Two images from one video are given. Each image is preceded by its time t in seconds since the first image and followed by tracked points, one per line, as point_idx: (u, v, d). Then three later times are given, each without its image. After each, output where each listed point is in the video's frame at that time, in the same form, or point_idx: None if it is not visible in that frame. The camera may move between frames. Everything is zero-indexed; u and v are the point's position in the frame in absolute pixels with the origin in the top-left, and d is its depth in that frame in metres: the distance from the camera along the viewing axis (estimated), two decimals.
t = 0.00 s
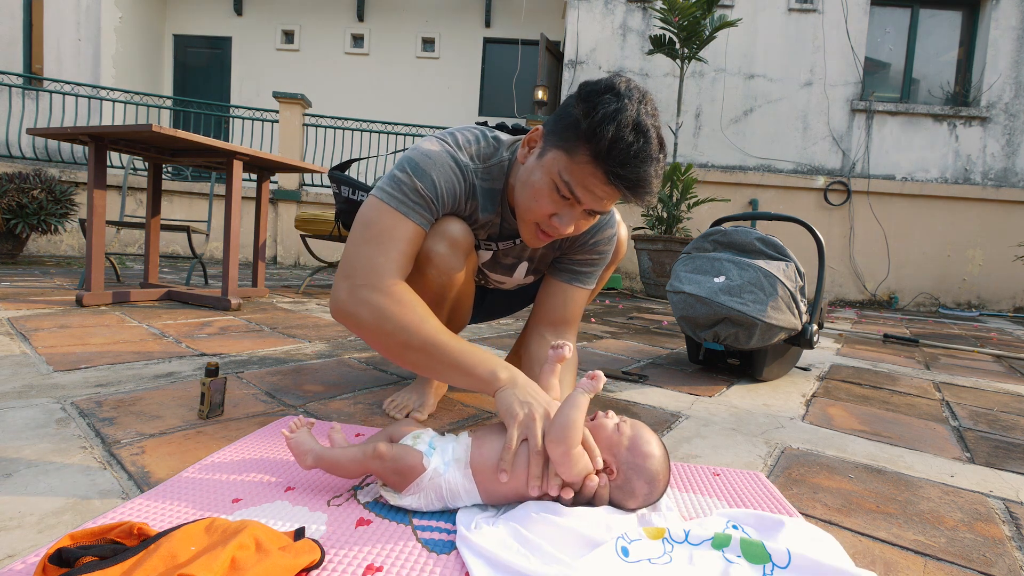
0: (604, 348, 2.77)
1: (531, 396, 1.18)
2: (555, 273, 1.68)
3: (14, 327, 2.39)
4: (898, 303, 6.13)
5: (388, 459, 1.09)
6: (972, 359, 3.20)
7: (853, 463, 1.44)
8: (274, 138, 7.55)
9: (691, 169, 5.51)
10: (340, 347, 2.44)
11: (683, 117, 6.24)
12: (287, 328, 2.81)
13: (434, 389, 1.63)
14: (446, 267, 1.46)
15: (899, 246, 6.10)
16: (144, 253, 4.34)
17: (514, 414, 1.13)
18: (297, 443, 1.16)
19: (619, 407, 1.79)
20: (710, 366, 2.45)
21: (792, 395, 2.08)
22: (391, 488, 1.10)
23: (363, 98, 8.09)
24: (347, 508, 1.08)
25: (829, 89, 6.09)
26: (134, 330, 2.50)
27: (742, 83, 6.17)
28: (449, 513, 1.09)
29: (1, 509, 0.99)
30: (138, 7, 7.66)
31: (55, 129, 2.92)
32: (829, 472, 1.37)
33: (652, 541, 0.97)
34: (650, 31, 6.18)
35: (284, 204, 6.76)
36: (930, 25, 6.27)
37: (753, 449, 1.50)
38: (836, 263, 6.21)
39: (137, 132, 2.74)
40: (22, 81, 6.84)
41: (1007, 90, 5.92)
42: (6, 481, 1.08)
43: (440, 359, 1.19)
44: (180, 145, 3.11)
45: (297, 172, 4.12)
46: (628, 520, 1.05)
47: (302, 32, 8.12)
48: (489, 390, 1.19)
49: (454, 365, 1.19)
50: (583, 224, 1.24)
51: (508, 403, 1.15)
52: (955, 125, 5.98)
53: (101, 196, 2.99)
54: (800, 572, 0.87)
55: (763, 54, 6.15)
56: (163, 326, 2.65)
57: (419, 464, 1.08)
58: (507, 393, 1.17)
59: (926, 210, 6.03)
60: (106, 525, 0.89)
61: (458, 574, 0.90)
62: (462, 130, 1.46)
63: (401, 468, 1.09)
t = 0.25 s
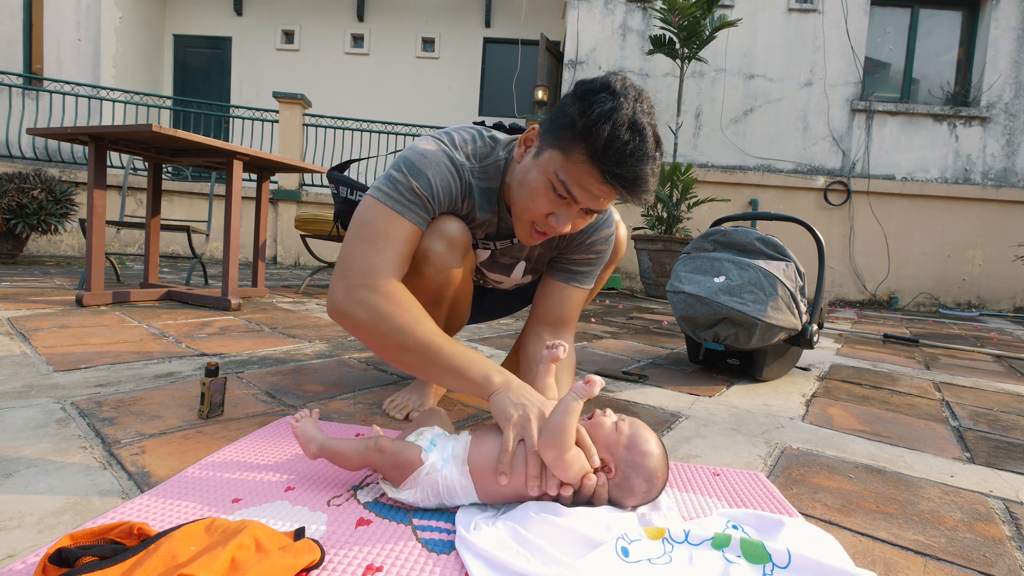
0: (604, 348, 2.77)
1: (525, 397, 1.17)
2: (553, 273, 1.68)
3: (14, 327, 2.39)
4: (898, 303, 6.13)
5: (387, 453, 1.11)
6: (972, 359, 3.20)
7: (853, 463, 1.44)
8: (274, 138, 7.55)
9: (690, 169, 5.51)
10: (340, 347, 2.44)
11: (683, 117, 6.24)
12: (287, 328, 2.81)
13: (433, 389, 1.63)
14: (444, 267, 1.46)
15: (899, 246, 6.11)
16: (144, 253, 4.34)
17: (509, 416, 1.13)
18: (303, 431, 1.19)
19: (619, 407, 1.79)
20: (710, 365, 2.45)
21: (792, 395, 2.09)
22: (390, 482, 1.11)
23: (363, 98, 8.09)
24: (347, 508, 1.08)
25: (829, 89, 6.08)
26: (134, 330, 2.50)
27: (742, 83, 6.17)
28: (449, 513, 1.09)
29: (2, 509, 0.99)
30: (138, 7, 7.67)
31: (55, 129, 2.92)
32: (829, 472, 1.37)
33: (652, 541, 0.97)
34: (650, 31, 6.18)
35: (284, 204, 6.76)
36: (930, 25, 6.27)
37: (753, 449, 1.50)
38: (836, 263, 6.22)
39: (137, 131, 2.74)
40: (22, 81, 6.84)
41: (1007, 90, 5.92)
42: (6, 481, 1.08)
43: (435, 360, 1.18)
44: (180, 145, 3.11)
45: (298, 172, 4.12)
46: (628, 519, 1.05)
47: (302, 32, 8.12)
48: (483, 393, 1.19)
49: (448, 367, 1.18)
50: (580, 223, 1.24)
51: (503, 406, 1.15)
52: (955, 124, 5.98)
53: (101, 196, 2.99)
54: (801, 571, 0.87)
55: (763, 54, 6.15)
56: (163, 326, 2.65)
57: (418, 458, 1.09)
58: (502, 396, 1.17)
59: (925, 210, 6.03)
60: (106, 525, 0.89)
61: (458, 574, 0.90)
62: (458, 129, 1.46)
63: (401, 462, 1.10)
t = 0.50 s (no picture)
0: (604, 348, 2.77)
1: (525, 400, 1.15)
2: (553, 276, 1.68)
3: (14, 327, 2.39)
4: (898, 303, 6.13)
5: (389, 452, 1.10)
6: (972, 359, 3.20)
7: (853, 463, 1.44)
8: (274, 138, 7.56)
9: (691, 169, 5.51)
10: (340, 347, 2.44)
11: (683, 117, 6.24)
12: (288, 328, 2.81)
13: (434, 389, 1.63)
14: (444, 267, 1.46)
15: (899, 246, 6.11)
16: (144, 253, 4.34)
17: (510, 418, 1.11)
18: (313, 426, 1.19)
19: (620, 407, 1.79)
20: (710, 366, 2.45)
21: (792, 395, 2.09)
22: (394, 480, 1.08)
23: (363, 98, 8.09)
24: (347, 508, 1.08)
25: (829, 89, 6.09)
26: (134, 330, 2.50)
27: (742, 83, 6.17)
28: (449, 515, 1.09)
29: (2, 509, 0.99)
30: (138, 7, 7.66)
31: (55, 129, 2.93)
32: (829, 472, 1.37)
33: (652, 541, 0.97)
34: (650, 31, 6.18)
35: (284, 204, 6.76)
36: (930, 25, 6.27)
37: (753, 449, 1.50)
38: (836, 263, 6.22)
39: (137, 131, 2.74)
40: (22, 81, 6.84)
41: (1007, 90, 5.93)
42: (6, 481, 1.08)
43: (434, 362, 1.18)
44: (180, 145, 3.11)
45: (298, 172, 4.12)
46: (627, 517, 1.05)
47: (302, 32, 8.12)
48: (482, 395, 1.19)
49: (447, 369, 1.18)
50: (580, 227, 1.24)
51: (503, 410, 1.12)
52: (955, 124, 5.98)
53: (101, 196, 2.99)
54: (800, 571, 0.87)
55: (763, 54, 6.15)
56: (163, 326, 2.65)
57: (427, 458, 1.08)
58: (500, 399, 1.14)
59: (925, 210, 6.03)
60: (106, 525, 0.89)
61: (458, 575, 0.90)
62: (461, 130, 1.46)
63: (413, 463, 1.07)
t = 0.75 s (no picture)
0: (604, 348, 2.77)
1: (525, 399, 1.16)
2: (553, 277, 1.68)
3: (14, 327, 2.39)
4: (899, 303, 6.12)
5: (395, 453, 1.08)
6: (972, 359, 3.20)
7: (853, 463, 1.44)
8: (274, 138, 7.56)
9: (691, 169, 5.51)
10: (340, 347, 2.44)
11: (683, 117, 6.24)
12: (288, 328, 2.81)
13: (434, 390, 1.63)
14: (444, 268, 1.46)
15: (899, 246, 6.10)
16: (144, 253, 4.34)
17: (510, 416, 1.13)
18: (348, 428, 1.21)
19: (619, 407, 1.79)
20: (710, 366, 2.45)
21: (792, 395, 2.08)
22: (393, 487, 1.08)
23: (363, 98, 8.09)
24: (347, 508, 1.08)
25: (829, 89, 6.09)
26: (134, 330, 2.50)
27: (742, 83, 6.17)
28: (449, 516, 1.09)
29: (2, 509, 0.99)
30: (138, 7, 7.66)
31: (55, 129, 2.92)
32: (829, 472, 1.37)
33: (652, 542, 0.97)
34: (650, 31, 6.18)
35: (284, 204, 6.76)
36: (930, 25, 6.27)
37: (753, 449, 1.50)
38: (836, 263, 6.21)
39: (137, 131, 2.74)
40: (22, 81, 6.84)
41: (1007, 90, 5.93)
42: (6, 481, 1.08)
43: (434, 362, 1.18)
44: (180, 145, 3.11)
45: (298, 172, 4.12)
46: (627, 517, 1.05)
47: (302, 32, 8.12)
48: (482, 394, 1.18)
49: (447, 369, 1.18)
50: (582, 228, 1.24)
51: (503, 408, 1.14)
52: (955, 124, 5.98)
53: (101, 196, 2.99)
54: (800, 571, 0.87)
55: (763, 54, 6.15)
56: (163, 326, 2.65)
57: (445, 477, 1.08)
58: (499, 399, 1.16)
59: (925, 210, 6.03)
60: (106, 525, 0.89)
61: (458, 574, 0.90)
62: (463, 131, 1.46)
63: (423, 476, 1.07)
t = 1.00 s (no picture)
0: (604, 348, 2.77)
1: (518, 390, 1.16)
2: (552, 276, 1.69)
3: (14, 327, 2.39)
4: (899, 303, 6.12)
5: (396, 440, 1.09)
6: (972, 359, 3.20)
7: (853, 463, 1.45)
8: (274, 138, 7.56)
9: (691, 169, 5.51)
10: (340, 347, 2.44)
11: (683, 117, 6.24)
12: (288, 328, 2.81)
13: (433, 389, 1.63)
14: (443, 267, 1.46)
15: (899, 246, 6.10)
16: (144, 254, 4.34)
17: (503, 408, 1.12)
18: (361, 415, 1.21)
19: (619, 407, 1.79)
20: (710, 366, 2.45)
21: (792, 395, 2.08)
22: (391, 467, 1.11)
23: (363, 98, 8.09)
24: (347, 508, 1.08)
25: (829, 89, 6.09)
26: (134, 330, 2.50)
27: (742, 83, 6.17)
28: (448, 515, 1.09)
29: (2, 509, 0.99)
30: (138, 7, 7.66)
31: (55, 129, 2.92)
32: (829, 472, 1.37)
33: (652, 542, 0.96)
34: (650, 31, 6.18)
35: (284, 204, 6.76)
36: (930, 25, 6.26)
37: (753, 449, 1.50)
38: (836, 263, 6.21)
39: (136, 131, 2.74)
40: (22, 81, 6.84)
41: (1007, 90, 5.93)
42: (6, 481, 1.08)
43: (429, 358, 1.18)
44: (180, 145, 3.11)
45: (298, 172, 4.12)
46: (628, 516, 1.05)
47: (302, 32, 8.12)
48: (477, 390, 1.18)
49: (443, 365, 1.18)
50: (578, 225, 1.24)
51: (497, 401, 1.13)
52: (955, 125, 5.98)
53: (101, 196, 2.99)
54: (800, 571, 0.87)
55: (763, 54, 6.15)
56: (163, 326, 2.65)
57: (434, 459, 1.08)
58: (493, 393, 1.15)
59: (925, 210, 6.03)
60: (106, 525, 0.89)
61: None
62: (460, 129, 1.47)
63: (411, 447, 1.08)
